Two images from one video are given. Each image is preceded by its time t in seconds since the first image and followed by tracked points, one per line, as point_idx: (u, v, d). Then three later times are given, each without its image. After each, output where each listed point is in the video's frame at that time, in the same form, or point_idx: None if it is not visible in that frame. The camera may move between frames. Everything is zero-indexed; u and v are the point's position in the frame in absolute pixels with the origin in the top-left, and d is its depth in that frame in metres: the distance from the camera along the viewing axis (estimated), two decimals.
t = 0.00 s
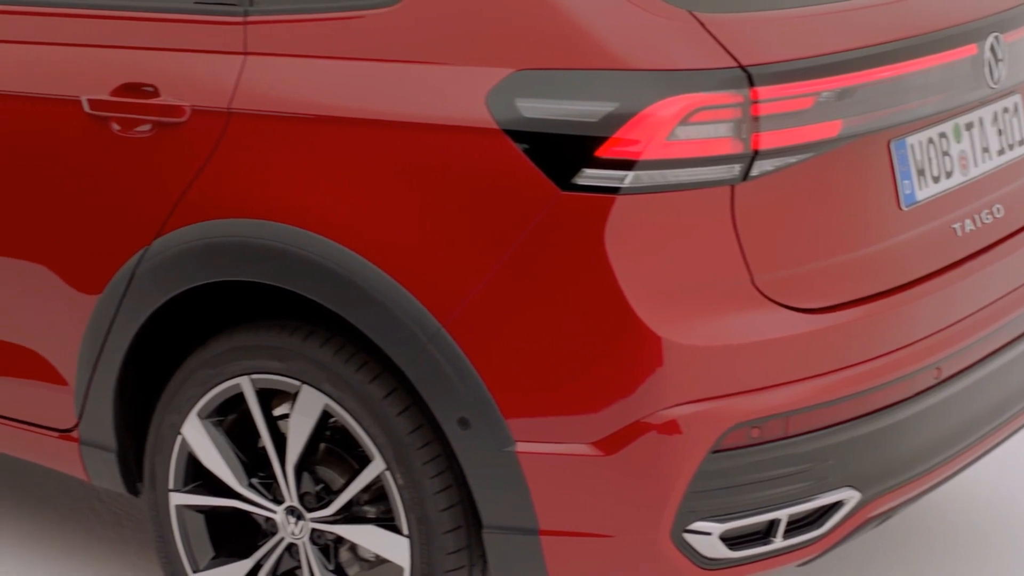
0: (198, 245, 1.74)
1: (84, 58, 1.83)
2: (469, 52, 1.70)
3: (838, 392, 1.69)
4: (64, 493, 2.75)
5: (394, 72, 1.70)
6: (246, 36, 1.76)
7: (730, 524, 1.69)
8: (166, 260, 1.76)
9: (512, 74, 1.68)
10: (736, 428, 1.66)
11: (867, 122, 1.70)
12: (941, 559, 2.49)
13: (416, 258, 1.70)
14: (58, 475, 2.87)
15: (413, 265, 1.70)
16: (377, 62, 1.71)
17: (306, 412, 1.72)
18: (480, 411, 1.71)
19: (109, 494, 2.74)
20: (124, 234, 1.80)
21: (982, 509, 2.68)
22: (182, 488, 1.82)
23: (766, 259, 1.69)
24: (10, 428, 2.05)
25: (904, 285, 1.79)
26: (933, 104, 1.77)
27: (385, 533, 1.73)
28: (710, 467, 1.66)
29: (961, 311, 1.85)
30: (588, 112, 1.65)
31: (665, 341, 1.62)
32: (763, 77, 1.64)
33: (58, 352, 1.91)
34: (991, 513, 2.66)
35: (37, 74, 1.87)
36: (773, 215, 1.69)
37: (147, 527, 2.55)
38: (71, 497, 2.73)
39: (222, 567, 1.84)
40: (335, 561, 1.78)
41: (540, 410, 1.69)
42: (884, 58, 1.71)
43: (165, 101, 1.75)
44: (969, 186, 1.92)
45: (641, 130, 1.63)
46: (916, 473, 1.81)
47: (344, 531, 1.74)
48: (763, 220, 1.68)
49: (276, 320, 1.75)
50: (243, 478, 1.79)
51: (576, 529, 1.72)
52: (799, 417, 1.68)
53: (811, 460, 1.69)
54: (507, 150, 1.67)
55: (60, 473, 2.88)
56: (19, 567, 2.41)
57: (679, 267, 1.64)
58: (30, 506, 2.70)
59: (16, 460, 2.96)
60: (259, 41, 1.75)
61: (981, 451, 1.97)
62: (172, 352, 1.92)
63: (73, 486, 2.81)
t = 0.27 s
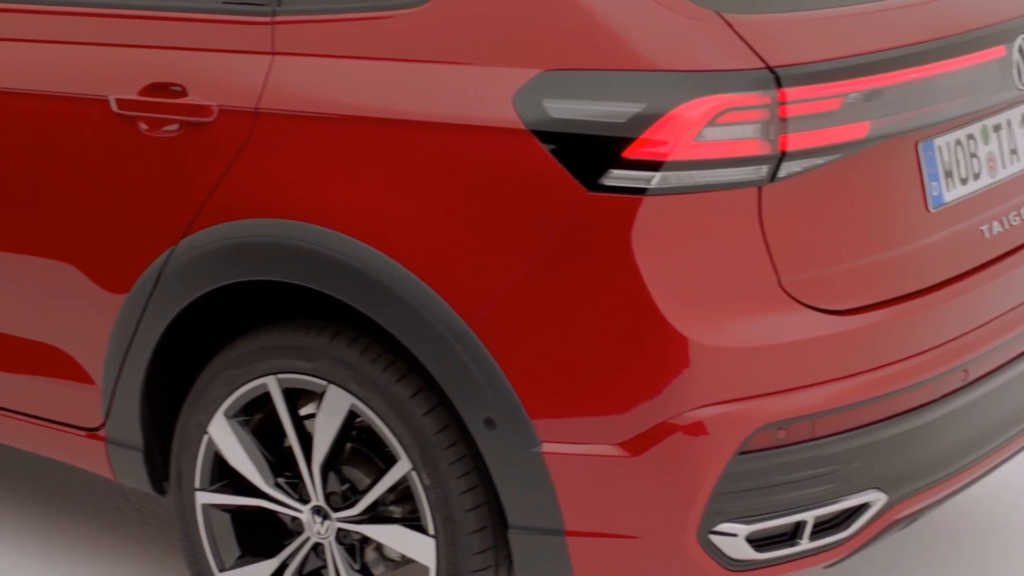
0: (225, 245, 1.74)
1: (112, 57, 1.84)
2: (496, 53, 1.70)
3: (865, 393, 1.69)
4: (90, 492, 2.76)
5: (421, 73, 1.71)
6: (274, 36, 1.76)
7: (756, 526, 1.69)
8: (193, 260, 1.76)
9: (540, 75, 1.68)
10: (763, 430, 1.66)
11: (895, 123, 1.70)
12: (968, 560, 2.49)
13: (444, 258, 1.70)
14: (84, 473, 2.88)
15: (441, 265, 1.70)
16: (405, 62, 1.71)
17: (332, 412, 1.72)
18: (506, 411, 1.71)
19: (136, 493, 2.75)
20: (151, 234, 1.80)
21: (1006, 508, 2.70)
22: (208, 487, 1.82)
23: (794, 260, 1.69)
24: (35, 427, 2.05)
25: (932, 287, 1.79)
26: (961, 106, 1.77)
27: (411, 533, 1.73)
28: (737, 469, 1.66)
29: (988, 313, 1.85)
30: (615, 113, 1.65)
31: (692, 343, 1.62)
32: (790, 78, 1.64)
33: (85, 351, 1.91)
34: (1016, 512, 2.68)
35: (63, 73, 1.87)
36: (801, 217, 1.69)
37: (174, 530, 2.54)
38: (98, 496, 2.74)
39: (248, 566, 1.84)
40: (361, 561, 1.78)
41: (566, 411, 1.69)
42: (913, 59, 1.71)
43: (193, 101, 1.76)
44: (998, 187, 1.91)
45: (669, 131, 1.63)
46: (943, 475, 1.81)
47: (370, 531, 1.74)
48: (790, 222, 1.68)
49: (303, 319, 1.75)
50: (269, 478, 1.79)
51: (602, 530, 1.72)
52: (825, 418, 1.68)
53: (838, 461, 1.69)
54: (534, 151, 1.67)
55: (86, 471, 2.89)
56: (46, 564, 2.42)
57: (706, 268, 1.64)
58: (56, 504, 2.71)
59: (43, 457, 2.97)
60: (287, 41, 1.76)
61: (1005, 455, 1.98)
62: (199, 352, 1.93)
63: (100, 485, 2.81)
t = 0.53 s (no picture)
0: (256, 245, 1.74)
1: (143, 57, 1.84)
2: (527, 53, 1.69)
3: (898, 395, 1.69)
4: (119, 490, 2.78)
5: (454, 73, 1.70)
6: (307, 36, 1.76)
7: (788, 528, 1.70)
8: (224, 260, 1.77)
9: (573, 75, 1.67)
10: (795, 431, 1.65)
11: (928, 125, 1.69)
12: (997, 563, 2.51)
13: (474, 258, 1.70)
14: (113, 472, 2.90)
15: (472, 266, 1.70)
16: (436, 62, 1.71)
17: (363, 411, 1.72)
18: (537, 411, 1.71)
19: (165, 491, 2.76)
20: (182, 234, 1.80)
21: None
22: (238, 486, 1.82)
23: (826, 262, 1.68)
24: (65, 426, 2.06)
25: (964, 289, 1.81)
26: (994, 108, 1.77)
27: (441, 533, 1.73)
28: (769, 470, 1.66)
29: (1018, 316, 1.87)
30: (647, 114, 1.64)
31: (723, 344, 1.62)
32: (821, 79, 1.63)
33: (115, 350, 1.92)
34: None
35: (94, 73, 1.87)
36: (834, 218, 1.68)
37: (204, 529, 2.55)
38: (127, 494, 2.75)
39: (278, 566, 1.84)
40: (391, 561, 1.78)
41: (597, 412, 1.69)
42: (946, 61, 1.71)
43: (226, 101, 1.76)
44: None
45: (700, 133, 1.62)
46: (972, 479, 1.83)
47: (401, 531, 1.74)
48: (821, 223, 1.68)
49: (334, 319, 1.75)
50: (300, 477, 1.80)
51: (632, 531, 1.72)
52: (858, 420, 1.67)
53: (870, 463, 1.69)
54: (566, 151, 1.66)
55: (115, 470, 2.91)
56: (76, 561, 2.43)
57: (738, 269, 1.64)
58: (85, 501, 2.72)
59: (71, 455, 2.98)
60: (320, 41, 1.76)
61: None
62: (230, 350, 1.94)
63: (129, 483, 2.83)
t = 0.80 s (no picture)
0: (286, 245, 1.75)
1: (174, 56, 1.84)
2: (558, 54, 1.69)
3: (928, 398, 1.68)
4: (147, 489, 2.79)
5: (485, 74, 1.70)
6: (338, 37, 1.77)
7: (817, 530, 1.69)
8: (254, 260, 1.77)
9: (604, 76, 1.67)
10: (825, 434, 1.65)
11: (960, 127, 1.69)
12: None
13: (505, 258, 1.69)
14: (142, 471, 2.91)
15: (502, 266, 1.70)
16: (467, 63, 1.71)
17: (392, 412, 1.73)
18: (566, 411, 1.71)
19: (194, 491, 2.77)
20: (213, 233, 1.81)
21: None
22: (268, 486, 1.82)
23: (856, 264, 1.67)
24: (95, 424, 2.06)
25: (995, 291, 1.81)
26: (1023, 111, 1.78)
27: (470, 533, 1.73)
28: (799, 472, 1.65)
29: None
30: (678, 115, 1.63)
31: (754, 345, 1.61)
32: (854, 81, 1.63)
33: (146, 349, 1.92)
34: None
35: (124, 73, 1.87)
36: (865, 221, 1.68)
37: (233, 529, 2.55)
38: (156, 493, 2.76)
39: (306, 565, 1.85)
40: (419, 561, 1.79)
41: (627, 413, 1.69)
42: (978, 63, 1.71)
43: (256, 101, 1.76)
44: None
45: (731, 134, 1.61)
46: (1001, 483, 1.84)
47: (430, 531, 1.74)
48: (852, 225, 1.67)
49: (364, 320, 1.75)
50: (329, 477, 1.80)
51: (662, 533, 1.72)
52: (887, 423, 1.67)
53: (900, 466, 1.69)
54: (597, 152, 1.65)
55: (144, 469, 2.92)
56: (105, 559, 2.44)
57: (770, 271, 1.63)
58: (112, 500, 2.73)
59: (99, 455, 3.00)
60: (352, 42, 1.76)
61: None
62: (259, 350, 1.94)
63: (158, 483, 2.84)
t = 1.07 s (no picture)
0: (312, 245, 1.75)
1: (200, 57, 1.85)
2: (584, 55, 1.69)
3: (954, 400, 1.68)
4: (172, 489, 2.79)
5: (511, 74, 1.70)
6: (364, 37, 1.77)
7: (842, 532, 1.69)
8: (280, 260, 1.77)
9: (631, 77, 1.67)
10: (851, 435, 1.64)
11: (985, 129, 1.69)
12: None
13: (531, 259, 1.69)
14: (168, 471, 2.92)
15: (527, 267, 1.70)
16: (493, 63, 1.71)
17: (417, 412, 1.73)
18: (591, 412, 1.71)
19: (220, 491, 2.78)
20: (239, 233, 1.81)
21: None
22: (293, 485, 1.83)
23: (882, 265, 1.67)
24: (120, 424, 2.06)
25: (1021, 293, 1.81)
26: None
27: (494, 534, 1.73)
28: (824, 474, 1.65)
29: None
30: (704, 116, 1.62)
31: (779, 347, 1.61)
32: (880, 82, 1.62)
33: (171, 349, 1.93)
34: None
35: (150, 73, 1.88)
36: (891, 222, 1.67)
37: (259, 529, 2.55)
38: (182, 493, 2.77)
39: (330, 566, 1.85)
40: (444, 562, 1.79)
41: (652, 414, 1.69)
42: (1005, 65, 1.71)
43: (282, 101, 1.76)
44: None
45: (757, 135, 1.60)
46: None
47: (454, 531, 1.74)
48: (878, 227, 1.66)
49: (389, 320, 1.75)
50: (354, 477, 1.80)
51: (686, 534, 1.72)
52: (913, 425, 1.67)
53: (925, 467, 1.68)
54: (623, 152, 1.65)
55: (169, 468, 2.92)
56: (130, 557, 2.44)
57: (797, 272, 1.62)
58: (136, 499, 2.73)
59: (124, 454, 3.01)
60: (378, 43, 1.76)
61: None
62: (283, 350, 1.94)
63: (183, 483, 2.84)
